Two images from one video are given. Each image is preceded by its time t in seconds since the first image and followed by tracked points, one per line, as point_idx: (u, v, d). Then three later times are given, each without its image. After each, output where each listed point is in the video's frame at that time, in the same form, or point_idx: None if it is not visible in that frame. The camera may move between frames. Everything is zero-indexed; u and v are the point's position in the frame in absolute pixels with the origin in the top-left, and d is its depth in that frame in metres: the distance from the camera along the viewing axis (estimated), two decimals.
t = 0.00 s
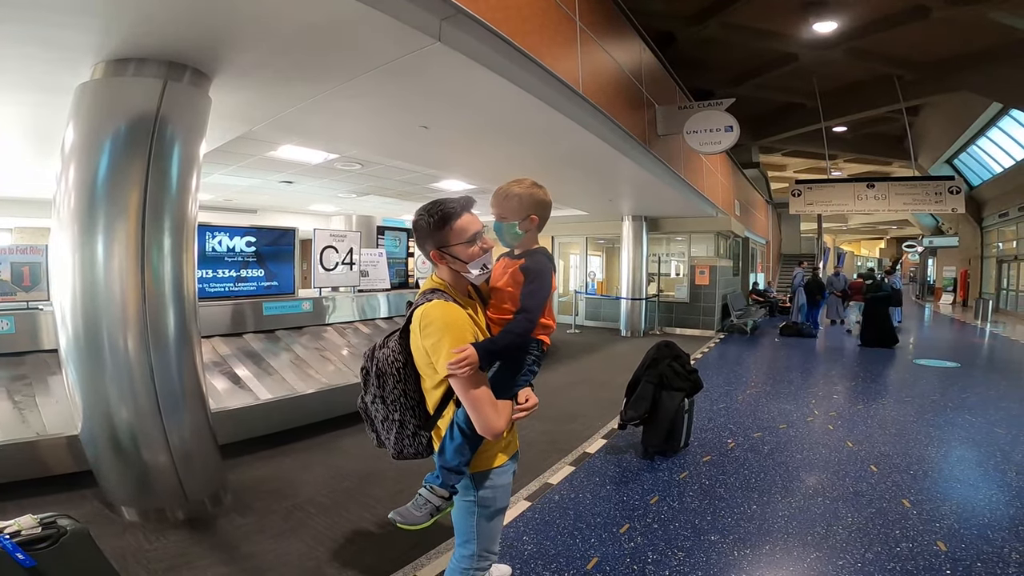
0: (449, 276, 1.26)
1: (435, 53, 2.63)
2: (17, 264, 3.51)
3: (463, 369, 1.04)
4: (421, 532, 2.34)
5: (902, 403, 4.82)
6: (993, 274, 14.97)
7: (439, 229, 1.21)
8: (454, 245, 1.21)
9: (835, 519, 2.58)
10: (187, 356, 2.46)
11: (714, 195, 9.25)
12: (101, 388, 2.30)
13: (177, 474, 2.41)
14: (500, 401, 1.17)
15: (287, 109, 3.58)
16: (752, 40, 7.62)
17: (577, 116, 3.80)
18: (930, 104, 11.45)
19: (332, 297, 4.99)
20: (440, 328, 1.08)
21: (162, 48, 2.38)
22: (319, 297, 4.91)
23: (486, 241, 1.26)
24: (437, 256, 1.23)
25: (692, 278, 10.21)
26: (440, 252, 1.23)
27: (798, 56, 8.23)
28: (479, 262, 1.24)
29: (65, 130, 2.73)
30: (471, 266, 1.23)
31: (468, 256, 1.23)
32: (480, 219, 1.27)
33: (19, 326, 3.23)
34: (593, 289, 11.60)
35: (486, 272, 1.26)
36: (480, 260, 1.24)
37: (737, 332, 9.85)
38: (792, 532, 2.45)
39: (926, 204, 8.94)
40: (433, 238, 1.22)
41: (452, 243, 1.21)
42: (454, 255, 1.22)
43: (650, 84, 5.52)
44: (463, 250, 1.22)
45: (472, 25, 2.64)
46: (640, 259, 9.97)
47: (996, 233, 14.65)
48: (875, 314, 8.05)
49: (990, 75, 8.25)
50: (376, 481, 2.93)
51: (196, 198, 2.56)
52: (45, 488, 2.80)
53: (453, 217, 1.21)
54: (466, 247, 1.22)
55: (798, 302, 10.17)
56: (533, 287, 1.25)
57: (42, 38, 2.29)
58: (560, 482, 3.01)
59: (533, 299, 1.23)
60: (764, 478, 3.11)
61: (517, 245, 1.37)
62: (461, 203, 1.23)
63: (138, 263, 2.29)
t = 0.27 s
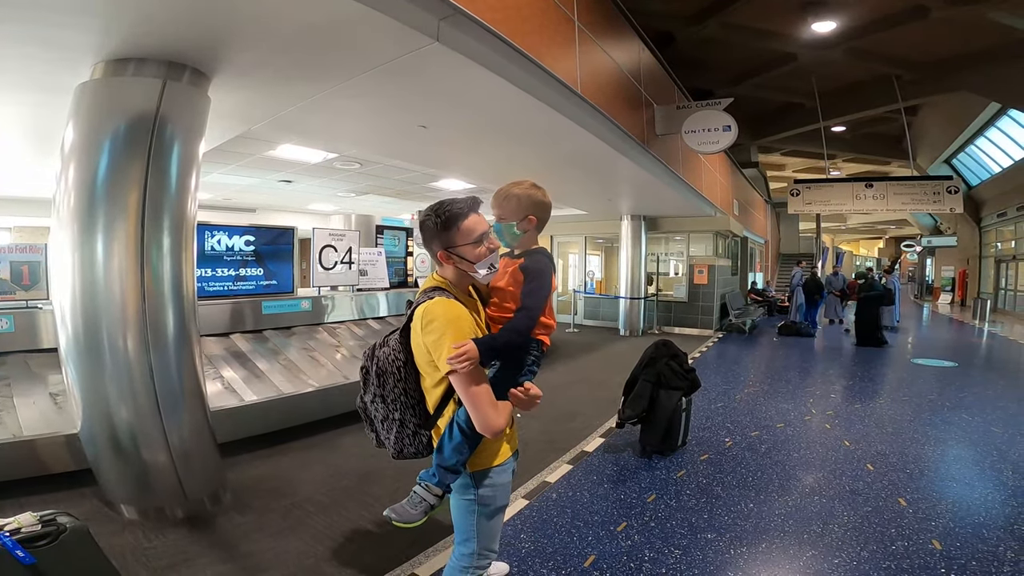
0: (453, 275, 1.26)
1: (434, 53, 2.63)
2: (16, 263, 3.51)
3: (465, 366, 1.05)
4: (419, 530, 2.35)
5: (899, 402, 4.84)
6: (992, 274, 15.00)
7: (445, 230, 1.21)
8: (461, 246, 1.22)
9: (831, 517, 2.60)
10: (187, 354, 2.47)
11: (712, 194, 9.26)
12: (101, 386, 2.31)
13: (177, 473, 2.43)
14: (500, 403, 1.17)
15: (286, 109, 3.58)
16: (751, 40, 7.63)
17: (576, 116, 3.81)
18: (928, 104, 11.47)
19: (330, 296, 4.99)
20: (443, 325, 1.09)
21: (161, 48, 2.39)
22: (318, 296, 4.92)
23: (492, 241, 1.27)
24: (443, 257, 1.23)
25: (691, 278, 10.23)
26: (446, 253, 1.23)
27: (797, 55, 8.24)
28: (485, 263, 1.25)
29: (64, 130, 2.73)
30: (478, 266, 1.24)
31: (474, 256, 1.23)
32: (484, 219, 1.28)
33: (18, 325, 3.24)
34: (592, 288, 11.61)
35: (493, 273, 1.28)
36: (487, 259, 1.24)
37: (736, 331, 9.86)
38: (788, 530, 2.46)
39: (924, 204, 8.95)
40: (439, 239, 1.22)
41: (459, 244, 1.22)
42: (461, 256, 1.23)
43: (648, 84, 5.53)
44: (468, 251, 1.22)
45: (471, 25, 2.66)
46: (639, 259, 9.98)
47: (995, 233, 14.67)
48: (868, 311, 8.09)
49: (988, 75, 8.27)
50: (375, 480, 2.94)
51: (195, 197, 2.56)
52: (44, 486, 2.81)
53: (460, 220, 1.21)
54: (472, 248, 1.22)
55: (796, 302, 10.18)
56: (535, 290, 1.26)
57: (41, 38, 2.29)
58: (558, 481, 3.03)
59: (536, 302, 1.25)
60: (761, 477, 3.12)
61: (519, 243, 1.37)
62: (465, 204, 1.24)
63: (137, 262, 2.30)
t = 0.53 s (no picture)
0: (460, 273, 1.29)
1: (433, 53, 2.64)
2: (15, 262, 3.51)
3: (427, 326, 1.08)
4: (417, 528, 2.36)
5: (896, 401, 4.86)
6: (989, 273, 15.04)
7: (442, 229, 1.21)
8: (461, 243, 1.22)
9: (827, 516, 2.62)
10: (186, 353, 2.48)
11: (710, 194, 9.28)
12: (100, 385, 2.32)
13: (176, 471, 2.43)
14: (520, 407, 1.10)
15: (284, 108, 3.58)
16: (749, 40, 7.64)
17: (574, 115, 3.82)
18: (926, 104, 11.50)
19: (329, 295, 5.00)
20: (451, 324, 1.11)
21: (160, 48, 2.39)
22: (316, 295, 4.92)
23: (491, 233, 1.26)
24: (445, 257, 1.24)
25: (689, 277, 10.24)
26: (448, 252, 1.23)
27: (795, 55, 8.25)
28: (489, 256, 1.21)
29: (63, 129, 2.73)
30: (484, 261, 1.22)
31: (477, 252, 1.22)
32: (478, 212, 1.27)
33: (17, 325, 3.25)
34: (591, 287, 11.62)
35: (502, 266, 1.23)
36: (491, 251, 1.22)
37: (734, 331, 9.88)
38: (785, 529, 2.48)
39: (922, 203, 8.97)
40: (439, 239, 1.23)
41: (460, 242, 1.21)
42: (463, 253, 1.23)
43: (647, 84, 5.54)
44: (469, 246, 1.22)
45: (469, 25, 2.67)
46: (637, 258, 9.99)
47: (993, 233, 14.70)
48: (860, 312, 8.00)
49: (985, 75, 8.29)
50: (373, 478, 2.95)
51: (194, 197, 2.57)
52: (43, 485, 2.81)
53: (454, 217, 1.20)
54: (471, 243, 1.21)
55: (794, 301, 10.20)
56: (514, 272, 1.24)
57: (40, 37, 2.30)
58: (555, 479, 3.04)
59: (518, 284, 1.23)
60: (757, 475, 3.14)
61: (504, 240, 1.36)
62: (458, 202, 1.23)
63: (137, 261, 2.31)
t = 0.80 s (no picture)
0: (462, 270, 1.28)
1: (431, 52, 2.64)
2: (14, 261, 3.51)
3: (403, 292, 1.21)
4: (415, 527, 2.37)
5: (894, 400, 4.88)
6: (987, 273, 15.07)
7: (444, 225, 1.21)
8: (464, 239, 1.22)
9: (825, 515, 2.63)
10: (184, 353, 2.48)
11: (709, 193, 9.29)
12: (98, 384, 2.32)
13: (175, 471, 2.44)
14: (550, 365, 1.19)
15: (284, 107, 3.58)
16: (748, 39, 7.64)
17: (573, 115, 3.82)
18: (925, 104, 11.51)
19: (328, 294, 4.99)
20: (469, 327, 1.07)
21: (159, 47, 2.39)
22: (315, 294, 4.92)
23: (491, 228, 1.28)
24: (449, 254, 1.23)
25: (688, 276, 10.26)
26: (449, 250, 1.23)
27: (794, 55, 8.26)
28: (493, 249, 1.25)
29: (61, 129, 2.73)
30: (488, 254, 1.24)
31: (481, 247, 1.23)
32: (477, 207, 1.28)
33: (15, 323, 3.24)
34: (590, 286, 11.64)
35: (504, 258, 1.27)
36: (494, 246, 1.25)
37: (733, 330, 9.90)
38: (783, 528, 2.49)
39: (920, 203, 8.98)
40: (441, 237, 1.22)
41: (461, 238, 1.21)
42: (467, 249, 1.23)
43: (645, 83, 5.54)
44: (472, 241, 1.22)
45: (467, 24, 2.66)
46: (636, 257, 10.00)
47: (991, 232, 14.73)
48: (852, 313, 8.08)
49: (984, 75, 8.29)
50: (372, 477, 2.95)
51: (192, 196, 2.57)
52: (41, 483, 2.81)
53: (454, 212, 1.20)
54: (474, 237, 1.22)
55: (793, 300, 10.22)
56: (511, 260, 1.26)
57: (37, 36, 2.29)
58: (554, 478, 3.05)
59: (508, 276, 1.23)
60: (756, 474, 3.15)
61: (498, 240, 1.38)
62: (457, 198, 1.24)
63: (135, 260, 2.30)
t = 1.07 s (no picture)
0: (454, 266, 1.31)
1: (430, 51, 2.63)
2: (13, 260, 3.49)
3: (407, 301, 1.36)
4: (414, 526, 2.36)
5: (893, 400, 4.88)
6: (986, 272, 15.08)
7: (433, 221, 1.24)
8: (452, 234, 1.24)
9: (824, 514, 2.63)
10: (184, 352, 2.48)
11: (709, 192, 9.29)
12: (97, 383, 2.31)
13: (174, 470, 2.43)
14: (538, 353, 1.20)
15: (283, 106, 3.58)
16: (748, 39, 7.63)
17: (573, 114, 3.82)
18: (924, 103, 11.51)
19: (327, 293, 4.99)
20: (468, 316, 1.08)
21: (158, 45, 2.38)
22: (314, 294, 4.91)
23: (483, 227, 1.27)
24: (436, 249, 1.27)
25: (687, 275, 10.26)
26: (438, 245, 1.26)
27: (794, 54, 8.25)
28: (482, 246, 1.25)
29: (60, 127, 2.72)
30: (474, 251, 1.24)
31: (467, 244, 1.24)
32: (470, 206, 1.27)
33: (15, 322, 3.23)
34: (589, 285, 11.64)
35: (495, 257, 1.24)
36: (482, 244, 1.24)
37: (732, 329, 9.90)
38: (782, 527, 2.49)
39: (919, 202, 8.98)
40: (430, 232, 1.26)
41: (449, 235, 1.24)
42: (455, 245, 1.24)
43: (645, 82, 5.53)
44: (459, 237, 1.24)
45: (466, 23, 2.65)
46: (635, 256, 9.99)
47: (990, 232, 14.73)
48: (846, 312, 8.06)
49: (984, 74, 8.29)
50: (371, 476, 2.95)
51: (192, 195, 2.57)
52: (40, 482, 2.80)
53: (443, 208, 1.24)
54: (462, 233, 1.24)
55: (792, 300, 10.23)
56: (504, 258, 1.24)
57: (36, 35, 2.28)
58: (554, 477, 3.05)
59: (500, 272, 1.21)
60: (755, 473, 3.16)
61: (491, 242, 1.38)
62: (450, 195, 1.26)
63: (134, 259, 2.30)
